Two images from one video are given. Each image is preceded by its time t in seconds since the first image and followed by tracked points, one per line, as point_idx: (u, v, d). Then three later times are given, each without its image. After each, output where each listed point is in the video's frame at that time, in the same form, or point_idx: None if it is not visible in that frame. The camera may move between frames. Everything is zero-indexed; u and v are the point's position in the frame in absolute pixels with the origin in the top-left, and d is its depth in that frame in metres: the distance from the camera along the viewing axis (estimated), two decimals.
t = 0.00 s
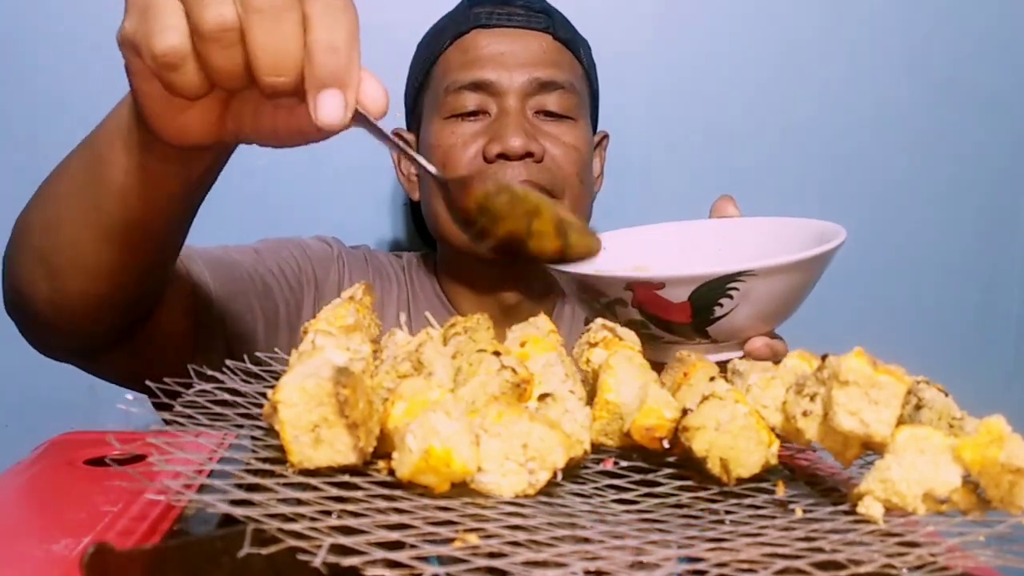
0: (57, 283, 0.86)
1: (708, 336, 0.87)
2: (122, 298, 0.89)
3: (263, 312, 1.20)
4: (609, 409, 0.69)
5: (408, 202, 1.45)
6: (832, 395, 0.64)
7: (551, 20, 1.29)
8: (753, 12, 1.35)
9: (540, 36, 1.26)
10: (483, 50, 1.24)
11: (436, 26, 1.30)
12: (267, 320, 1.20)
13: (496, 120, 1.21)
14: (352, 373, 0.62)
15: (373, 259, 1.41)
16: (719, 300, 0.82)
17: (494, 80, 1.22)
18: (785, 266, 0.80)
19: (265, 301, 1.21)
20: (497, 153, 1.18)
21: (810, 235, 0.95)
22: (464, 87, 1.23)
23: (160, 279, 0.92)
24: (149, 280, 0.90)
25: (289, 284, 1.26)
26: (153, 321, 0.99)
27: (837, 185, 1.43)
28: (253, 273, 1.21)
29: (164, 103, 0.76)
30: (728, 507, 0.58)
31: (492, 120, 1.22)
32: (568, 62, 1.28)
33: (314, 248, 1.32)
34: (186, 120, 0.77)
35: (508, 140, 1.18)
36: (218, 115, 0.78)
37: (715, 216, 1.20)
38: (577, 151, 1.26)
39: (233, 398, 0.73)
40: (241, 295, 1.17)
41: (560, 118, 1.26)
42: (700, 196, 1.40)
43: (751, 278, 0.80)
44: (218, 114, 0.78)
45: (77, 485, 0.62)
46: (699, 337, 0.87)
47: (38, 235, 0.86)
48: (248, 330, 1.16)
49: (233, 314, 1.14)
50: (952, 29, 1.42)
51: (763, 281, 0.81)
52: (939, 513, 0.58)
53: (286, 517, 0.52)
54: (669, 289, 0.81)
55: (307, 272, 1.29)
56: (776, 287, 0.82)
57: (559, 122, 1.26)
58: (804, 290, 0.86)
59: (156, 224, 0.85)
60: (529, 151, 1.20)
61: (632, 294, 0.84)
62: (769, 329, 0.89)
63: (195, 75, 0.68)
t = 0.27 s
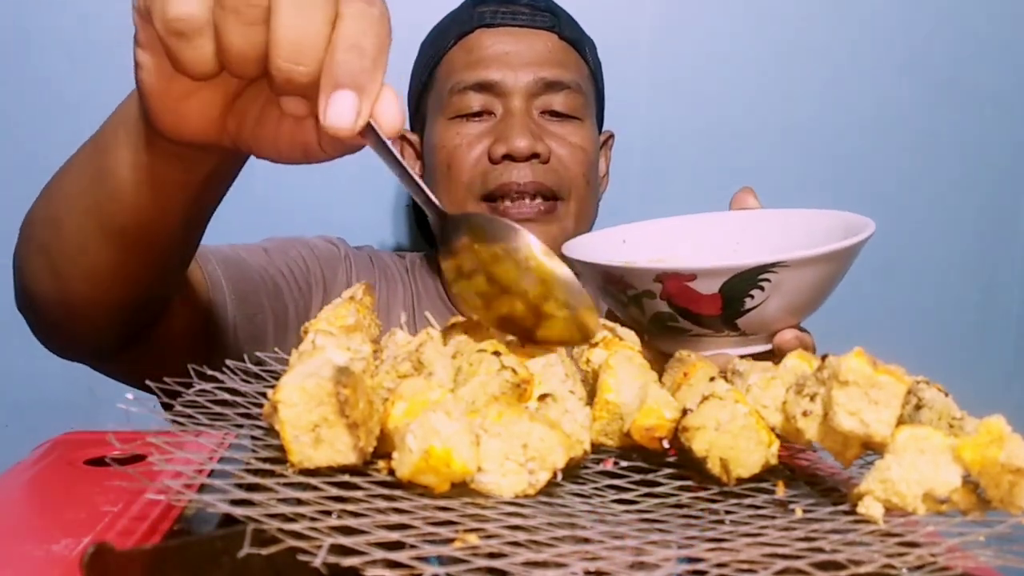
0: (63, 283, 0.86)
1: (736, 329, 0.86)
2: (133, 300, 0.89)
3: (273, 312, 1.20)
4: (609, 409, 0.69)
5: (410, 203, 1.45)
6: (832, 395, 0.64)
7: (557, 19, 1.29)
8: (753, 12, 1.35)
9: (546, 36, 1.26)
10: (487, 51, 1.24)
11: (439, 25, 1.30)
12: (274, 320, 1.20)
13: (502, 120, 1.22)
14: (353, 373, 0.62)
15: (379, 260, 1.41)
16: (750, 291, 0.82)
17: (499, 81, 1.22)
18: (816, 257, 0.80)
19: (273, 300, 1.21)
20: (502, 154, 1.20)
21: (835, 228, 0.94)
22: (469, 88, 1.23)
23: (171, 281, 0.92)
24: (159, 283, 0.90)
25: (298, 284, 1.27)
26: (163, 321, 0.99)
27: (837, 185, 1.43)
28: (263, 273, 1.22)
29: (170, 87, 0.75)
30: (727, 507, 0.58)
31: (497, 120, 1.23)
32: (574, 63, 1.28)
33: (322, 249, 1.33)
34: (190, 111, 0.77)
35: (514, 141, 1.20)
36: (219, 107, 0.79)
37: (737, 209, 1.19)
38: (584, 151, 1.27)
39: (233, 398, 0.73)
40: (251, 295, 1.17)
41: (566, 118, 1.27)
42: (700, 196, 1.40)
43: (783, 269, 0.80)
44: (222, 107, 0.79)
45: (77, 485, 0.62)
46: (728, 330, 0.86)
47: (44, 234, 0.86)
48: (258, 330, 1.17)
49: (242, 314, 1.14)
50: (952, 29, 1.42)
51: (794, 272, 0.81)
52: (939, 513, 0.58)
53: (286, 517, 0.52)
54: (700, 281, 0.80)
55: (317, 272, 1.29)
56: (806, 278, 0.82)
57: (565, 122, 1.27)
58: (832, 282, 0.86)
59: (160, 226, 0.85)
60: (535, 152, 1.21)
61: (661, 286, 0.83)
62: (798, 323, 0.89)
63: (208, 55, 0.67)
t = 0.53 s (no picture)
0: (77, 283, 0.86)
1: (731, 321, 0.86)
2: (148, 296, 0.89)
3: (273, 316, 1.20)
4: (609, 409, 0.69)
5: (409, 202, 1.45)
6: (832, 395, 0.64)
7: (560, 21, 1.29)
8: (752, 11, 1.35)
9: (549, 37, 1.26)
10: (492, 51, 1.23)
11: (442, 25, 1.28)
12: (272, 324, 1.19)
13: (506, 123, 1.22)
14: (353, 373, 0.62)
15: (375, 259, 1.41)
16: (744, 280, 0.81)
17: (504, 82, 1.21)
18: (808, 245, 0.79)
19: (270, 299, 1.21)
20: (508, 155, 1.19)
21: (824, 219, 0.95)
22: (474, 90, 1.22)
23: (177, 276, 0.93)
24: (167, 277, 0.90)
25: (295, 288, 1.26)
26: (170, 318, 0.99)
27: (837, 184, 1.43)
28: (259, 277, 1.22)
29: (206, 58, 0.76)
30: (727, 507, 0.58)
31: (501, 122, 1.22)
32: (577, 64, 1.28)
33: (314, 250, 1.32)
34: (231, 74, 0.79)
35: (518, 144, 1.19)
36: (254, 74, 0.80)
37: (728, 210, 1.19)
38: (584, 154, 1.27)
39: (233, 398, 0.73)
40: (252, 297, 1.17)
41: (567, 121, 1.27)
42: (700, 197, 1.40)
43: (776, 258, 0.79)
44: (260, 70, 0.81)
45: (77, 485, 0.62)
46: (723, 322, 0.86)
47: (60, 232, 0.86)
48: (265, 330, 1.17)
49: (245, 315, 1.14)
50: (951, 28, 1.42)
51: (787, 261, 0.80)
52: (939, 513, 0.58)
53: (286, 517, 0.52)
54: (692, 272, 0.81)
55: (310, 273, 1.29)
56: (800, 268, 0.81)
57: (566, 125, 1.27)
58: (828, 272, 0.85)
59: (184, 219, 0.86)
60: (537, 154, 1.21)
61: (654, 279, 0.83)
62: (794, 315, 0.88)
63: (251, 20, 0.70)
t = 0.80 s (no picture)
0: (105, 269, 0.88)
1: (690, 324, 0.88)
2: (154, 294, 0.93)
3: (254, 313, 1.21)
4: (609, 409, 0.69)
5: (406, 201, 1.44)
6: (832, 395, 0.64)
7: (553, 23, 1.28)
8: (753, 11, 1.35)
9: (542, 38, 1.26)
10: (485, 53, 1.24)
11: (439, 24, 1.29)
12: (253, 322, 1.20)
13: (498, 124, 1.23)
14: (353, 373, 0.62)
15: (368, 259, 1.40)
16: (699, 285, 0.82)
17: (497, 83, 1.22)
18: (761, 246, 0.81)
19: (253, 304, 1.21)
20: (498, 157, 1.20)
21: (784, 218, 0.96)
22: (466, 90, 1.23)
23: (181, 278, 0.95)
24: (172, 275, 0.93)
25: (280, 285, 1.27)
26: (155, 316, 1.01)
27: (837, 185, 1.43)
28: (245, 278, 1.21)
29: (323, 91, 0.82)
30: (727, 507, 0.58)
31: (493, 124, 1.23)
32: (569, 66, 1.27)
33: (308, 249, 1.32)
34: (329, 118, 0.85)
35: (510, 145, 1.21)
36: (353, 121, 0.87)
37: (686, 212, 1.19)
38: (580, 155, 1.26)
39: (233, 398, 0.73)
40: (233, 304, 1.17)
41: (562, 123, 1.27)
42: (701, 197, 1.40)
43: (728, 261, 0.81)
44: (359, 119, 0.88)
45: (77, 485, 0.62)
46: (682, 326, 0.88)
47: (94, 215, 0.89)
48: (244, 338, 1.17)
49: (224, 324, 1.15)
50: (952, 29, 1.42)
51: (739, 263, 0.82)
52: (939, 513, 0.58)
53: (286, 517, 0.52)
54: (648, 280, 0.81)
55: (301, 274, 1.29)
56: (752, 270, 0.83)
57: (561, 126, 1.26)
58: (784, 269, 0.87)
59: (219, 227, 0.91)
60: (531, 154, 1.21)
61: (612, 289, 0.83)
62: (752, 313, 0.91)
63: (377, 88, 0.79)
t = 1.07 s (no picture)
0: (97, 274, 0.89)
1: (642, 326, 0.88)
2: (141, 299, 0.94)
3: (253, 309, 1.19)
4: (609, 409, 0.69)
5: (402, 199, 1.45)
6: (832, 395, 0.64)
7: (542, 23, 1.27)
8: (754, 12, 1.35)
9: (531, 39, 1.25)
10: (473, 54, 1.23)
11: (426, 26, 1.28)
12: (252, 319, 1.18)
13: (486, 124, 1.22)
14: (353, 373, 0.62)
15: (365, 260, 1.40)
16: (646, 288, 0.83)
17: (485, 84, 1.22)
18: (708, 251, 0.81)
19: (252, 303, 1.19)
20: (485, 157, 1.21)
21: (738, 220, 0.97)
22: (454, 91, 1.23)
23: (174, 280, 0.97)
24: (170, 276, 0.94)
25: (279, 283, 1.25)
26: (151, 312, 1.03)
27: (837, 185, 1.43)
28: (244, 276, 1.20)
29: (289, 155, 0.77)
30: (727, 507, 0.58)
31: (482, 124, 1.23)
32: (557, 65, 1.27)
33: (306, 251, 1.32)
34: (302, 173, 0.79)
35: (497, 145, 1.20)
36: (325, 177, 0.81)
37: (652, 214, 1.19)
38: (567, 155, 1.27)
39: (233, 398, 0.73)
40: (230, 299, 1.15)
41: (550, 122, 1.27)
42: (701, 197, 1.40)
43: (674, 266, 0.81)
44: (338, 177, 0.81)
45: (77, 485, 0.62)
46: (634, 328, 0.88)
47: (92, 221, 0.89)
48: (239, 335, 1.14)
49: (219, 320, 1.13)
50: (952, 28, 1.42)
51: (686, 268, 0.82)
52: (939, 513, 0.58)
53: (286, 517, 0.52)
54: (597, 284, 0.82)
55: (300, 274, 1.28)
56: (700, 274, 0.84)
57: (549, 126, 1.27)
58: (736, 274, 0.88)
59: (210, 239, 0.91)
60: (518, 155, 1.22)
61: (563, 291, 0.84)
62: (706, 314, 0.91)
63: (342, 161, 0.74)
